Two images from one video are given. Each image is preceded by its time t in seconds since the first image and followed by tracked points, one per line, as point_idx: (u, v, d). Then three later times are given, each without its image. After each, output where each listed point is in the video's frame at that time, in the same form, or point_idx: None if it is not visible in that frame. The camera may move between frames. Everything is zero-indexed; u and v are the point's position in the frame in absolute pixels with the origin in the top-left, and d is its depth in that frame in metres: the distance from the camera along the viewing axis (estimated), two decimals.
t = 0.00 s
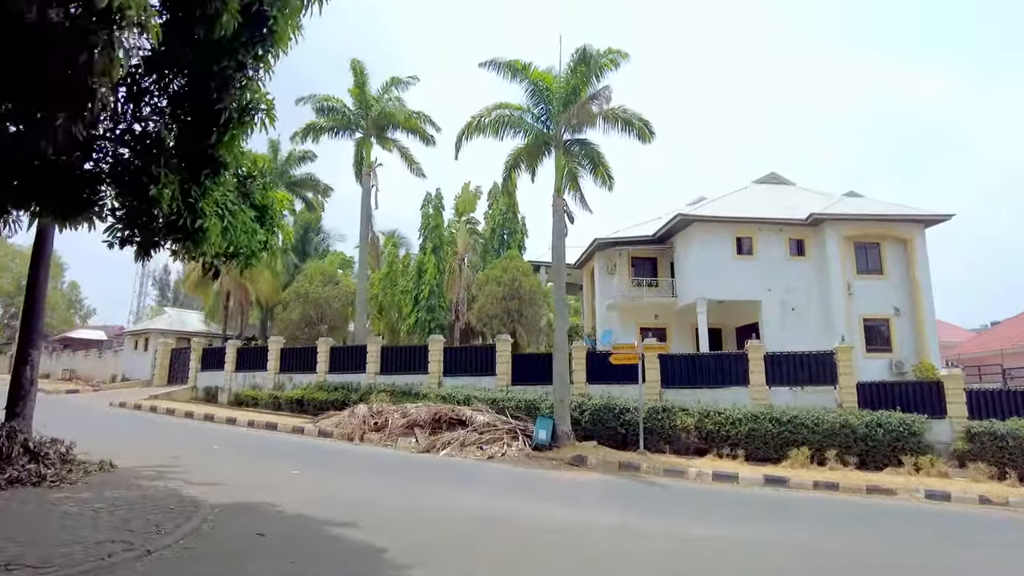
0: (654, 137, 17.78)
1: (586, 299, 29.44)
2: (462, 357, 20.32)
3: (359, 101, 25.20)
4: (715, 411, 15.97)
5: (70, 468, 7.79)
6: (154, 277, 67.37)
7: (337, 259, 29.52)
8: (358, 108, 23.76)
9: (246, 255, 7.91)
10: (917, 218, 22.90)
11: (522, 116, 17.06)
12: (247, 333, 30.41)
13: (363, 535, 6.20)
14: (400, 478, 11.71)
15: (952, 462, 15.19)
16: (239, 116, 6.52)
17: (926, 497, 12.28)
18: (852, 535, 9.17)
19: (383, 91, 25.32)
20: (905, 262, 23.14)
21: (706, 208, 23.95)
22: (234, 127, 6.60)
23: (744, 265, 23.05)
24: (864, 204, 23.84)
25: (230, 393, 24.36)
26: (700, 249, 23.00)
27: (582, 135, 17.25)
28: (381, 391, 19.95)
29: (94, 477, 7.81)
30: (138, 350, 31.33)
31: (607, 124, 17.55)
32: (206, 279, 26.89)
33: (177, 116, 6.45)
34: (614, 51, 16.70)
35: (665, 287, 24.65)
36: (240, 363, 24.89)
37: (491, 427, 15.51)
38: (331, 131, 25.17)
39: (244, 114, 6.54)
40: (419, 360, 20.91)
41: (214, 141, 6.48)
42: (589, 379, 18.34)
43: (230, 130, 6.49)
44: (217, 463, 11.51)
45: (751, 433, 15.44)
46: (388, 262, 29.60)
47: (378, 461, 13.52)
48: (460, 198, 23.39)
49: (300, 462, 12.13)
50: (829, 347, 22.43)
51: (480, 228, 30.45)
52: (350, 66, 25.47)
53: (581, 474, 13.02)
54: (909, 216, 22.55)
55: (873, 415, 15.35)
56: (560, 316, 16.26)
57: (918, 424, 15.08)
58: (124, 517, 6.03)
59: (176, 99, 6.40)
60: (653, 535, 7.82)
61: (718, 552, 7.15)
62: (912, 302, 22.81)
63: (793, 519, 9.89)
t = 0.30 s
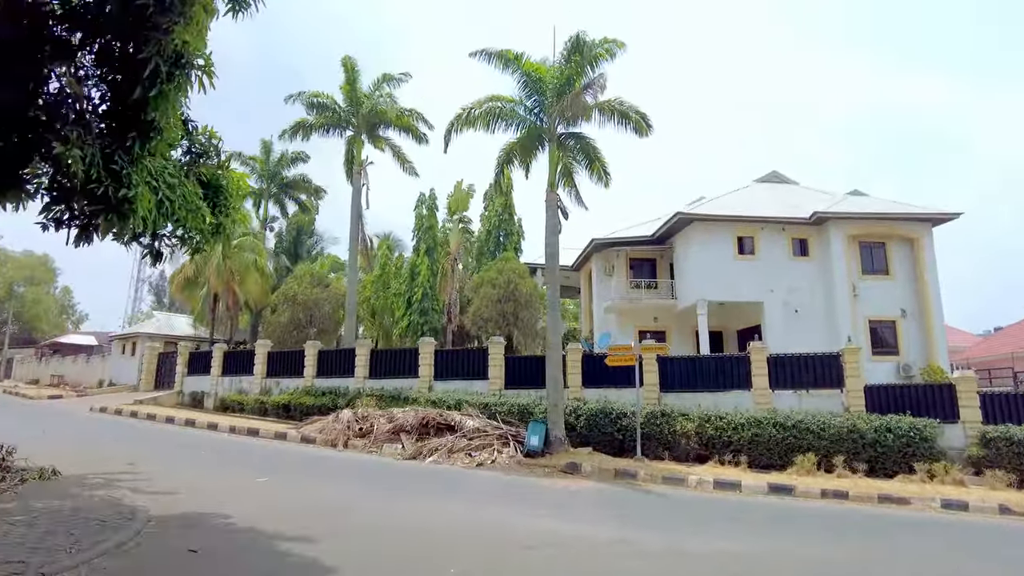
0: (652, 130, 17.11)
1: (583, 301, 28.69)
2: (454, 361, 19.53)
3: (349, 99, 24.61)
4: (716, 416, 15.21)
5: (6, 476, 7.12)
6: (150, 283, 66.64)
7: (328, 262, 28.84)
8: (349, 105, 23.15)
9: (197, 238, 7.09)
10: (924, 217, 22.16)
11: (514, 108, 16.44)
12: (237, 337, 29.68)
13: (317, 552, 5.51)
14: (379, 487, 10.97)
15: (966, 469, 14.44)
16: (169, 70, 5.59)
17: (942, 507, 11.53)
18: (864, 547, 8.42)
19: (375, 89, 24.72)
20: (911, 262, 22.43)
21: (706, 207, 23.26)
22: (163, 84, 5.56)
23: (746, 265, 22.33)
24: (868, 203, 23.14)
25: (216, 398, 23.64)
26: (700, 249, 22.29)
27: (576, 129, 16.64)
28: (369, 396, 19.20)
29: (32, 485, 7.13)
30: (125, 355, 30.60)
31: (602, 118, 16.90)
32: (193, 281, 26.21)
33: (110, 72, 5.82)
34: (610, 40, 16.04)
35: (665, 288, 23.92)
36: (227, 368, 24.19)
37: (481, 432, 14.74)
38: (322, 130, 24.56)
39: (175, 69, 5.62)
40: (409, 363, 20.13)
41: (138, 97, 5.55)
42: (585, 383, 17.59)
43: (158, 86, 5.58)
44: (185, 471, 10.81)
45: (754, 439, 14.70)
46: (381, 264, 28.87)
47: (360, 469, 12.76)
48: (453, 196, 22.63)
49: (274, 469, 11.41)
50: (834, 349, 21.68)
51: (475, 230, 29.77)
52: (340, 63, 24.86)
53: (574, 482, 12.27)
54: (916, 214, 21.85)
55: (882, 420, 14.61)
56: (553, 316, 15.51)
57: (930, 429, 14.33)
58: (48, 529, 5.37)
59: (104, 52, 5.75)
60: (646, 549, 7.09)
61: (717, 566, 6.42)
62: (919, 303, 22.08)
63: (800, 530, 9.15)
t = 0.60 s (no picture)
0: (648, 125, 16.57)
1: (581, 304, 28.08)
2: (445, 364, 18.88)
3: (340, 97, 24.14)
4: (715, 420, 14.60)
5: None
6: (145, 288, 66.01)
7: (320, 264, 28.23)
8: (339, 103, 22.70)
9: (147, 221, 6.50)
10: (928, 217, 21.59)
11: (506, 102, 15.96)
12: (227, 342, 29.07)
13: (268, 570, 4.93)
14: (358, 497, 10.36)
15: (977, 476, 13.84)
16: (93, 23, 5.02)
17: (955, 516, 10.93)
18: (873, 558, 7.82)
19: (366, 87, 24.25)
20: (916, 263, 21.85)
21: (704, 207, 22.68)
22: (84, 37, 4.99)
23: (746, 266, 21.76)
24: (871, 203, 22.58)
25: (203, 403, 23.02)
26: (699, 250, 21.73)
27: (570, 124, 16.18)
28: (358, 400, 18.58)
29: None
30: (113, 360, 29.97)
31: (596, 112, 16.37)
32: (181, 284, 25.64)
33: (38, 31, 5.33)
34: (605, 32, 15.50)
35: (663, 290, 23.34)
36: (214, 372, 23.58)
37: (471, 437, 14.10)
38: (313, 128, 24.10)
39: (100, 21, 5.05)
40: (400, 366, 19.49)
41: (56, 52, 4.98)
42: (580, 386, 16.96)
43: (79, 40, 5.01)
44: (155, 481, 10.21)
45: (756, 444, 14.09)
46: (374, 266, 28.29)
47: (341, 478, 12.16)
48: (445, 196, 22.03)
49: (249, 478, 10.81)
50: (837, 352, 21.08)
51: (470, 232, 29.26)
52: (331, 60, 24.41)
53: (566, 490, 11.66)
54: (921, 214, 21.31)
55: (888, 424, 13.99)
56: (546, 317, 14.87)
57: (939, 434, 13.72)
58: None
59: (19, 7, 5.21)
60: (638, 563, 6.49)
61: None
62: (924, 305, 21.48)
63: (806, 540, 8.54)
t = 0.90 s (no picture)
0: (643, 120, 16.06)
1: (577, 306, 27.51)
2: (434, 367, 18.27)
3: (330, 94, 23.66)
4: (713, 424, 14.04)
5: None
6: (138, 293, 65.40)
7: (311, 266, 27.66)
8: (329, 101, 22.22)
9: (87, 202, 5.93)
10: (931, 215, 21.08)
11: (496, 96, 15.46)
12: (215, 345, 28.47)
13: None
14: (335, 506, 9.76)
15: (986, 483, 13.28)
16: None
17: (966, 525, 10.37)
18: (882, 569, 7.25)
19: (357, 84, 23.78)
20: (919, 264, 21.36)
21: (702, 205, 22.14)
22: None
23: (744, 266, 21.24)
24: (872, 202, 22.09)
25: (188, 407, 22.42)
26: (696, 250, 21.19)
27: (562, 118, 15.70)
28: (344, 405, 17.98)
29: None
30: (99, 363, 29.35)
31: (590, 107, 15.89)
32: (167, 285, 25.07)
33: None
34: (598, 24, 14.99)
35: (659, 291, 22.80)
36: (199, 375, 22.98)
37: (457, 442, 13.50)
38: (302, 126, 23.64)
39: None
40: (388, 369, 18.87)
41: None
42: (573, 389, 16.36)
43: None
44: (117, 489, 9.61)
45: (755, 449, 13.53)
46: (365, 268, 27.73)
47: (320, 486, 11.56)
48: (438, 195, 21.39)
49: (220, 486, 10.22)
50: (838, 355, 20.53)
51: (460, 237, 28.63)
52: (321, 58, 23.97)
53: (556, 497, 11.07)
54: (923, 213, 20.83)
55: (893, 428, 13.43)
56: (535, 317, 14.26)
57: (946, 438, 13.17)
58: None
59: None
60: None
61: None
62: (927, 306, 20.97)
63: (810, 551, 7.95)
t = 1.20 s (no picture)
0: (634, 114, 15.57)
1: (570, 308, 27.00)
2: (421, 368, 17.69)
3: (317, 90, 23.14)
4: (707, 427, 13.52)
5: None
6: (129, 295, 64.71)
7: (299, 267, 27.10)
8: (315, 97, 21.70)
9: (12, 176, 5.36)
10: (931, 214, 20.63)
11: (483, 87, 14.96)
12: (201, 347, 27.88)
13: None
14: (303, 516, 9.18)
15: (991, 487, 12.78)
16: None
17: (973, 532, 9.85)
18: None
19: (345, 81, 23.26)
20: (918, 264, 20.92)
21: (696, 203, 21.65)
22: None
23: (740, 266, 20.76)
24: (870, 200, 21.66)
25: (169, 410, 21.83)
26: (690, 249, 20.70)
27: (552, 110, 15.23)
28: (328, 408, 17.41)
29: None
30: (82, 366, 28.72)
31: (580, 100, 15.40)
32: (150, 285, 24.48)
33: None
34: (588, 13, 14.48)
35: (653, 292, 22.29)
36: (182, 378, 22.41)
37: (441, 445, 12.96)
38: (288, 123, 23.14)
39: None
40: (373, 371, 18.31)
41: None
42: (563, 391, 15.82)
43: None
44: (71, 496, 9.03)
45: (751, 453, 13.01)
46: (355, 268, 27.18)
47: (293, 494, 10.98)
48: (427, 192, 20.75)
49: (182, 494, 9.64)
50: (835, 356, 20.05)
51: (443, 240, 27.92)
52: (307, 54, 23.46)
53: (541, 503, 10.51)
54: (922, 211, 20.38)
55: (894, 430, 12.93)
56: (522, 316, 13.70)
57: (949, 441, 12.67)
58: None
59: None
60: None
61: None
62: (927, 307, 20.52)
63: (810, 561, 7.39)
